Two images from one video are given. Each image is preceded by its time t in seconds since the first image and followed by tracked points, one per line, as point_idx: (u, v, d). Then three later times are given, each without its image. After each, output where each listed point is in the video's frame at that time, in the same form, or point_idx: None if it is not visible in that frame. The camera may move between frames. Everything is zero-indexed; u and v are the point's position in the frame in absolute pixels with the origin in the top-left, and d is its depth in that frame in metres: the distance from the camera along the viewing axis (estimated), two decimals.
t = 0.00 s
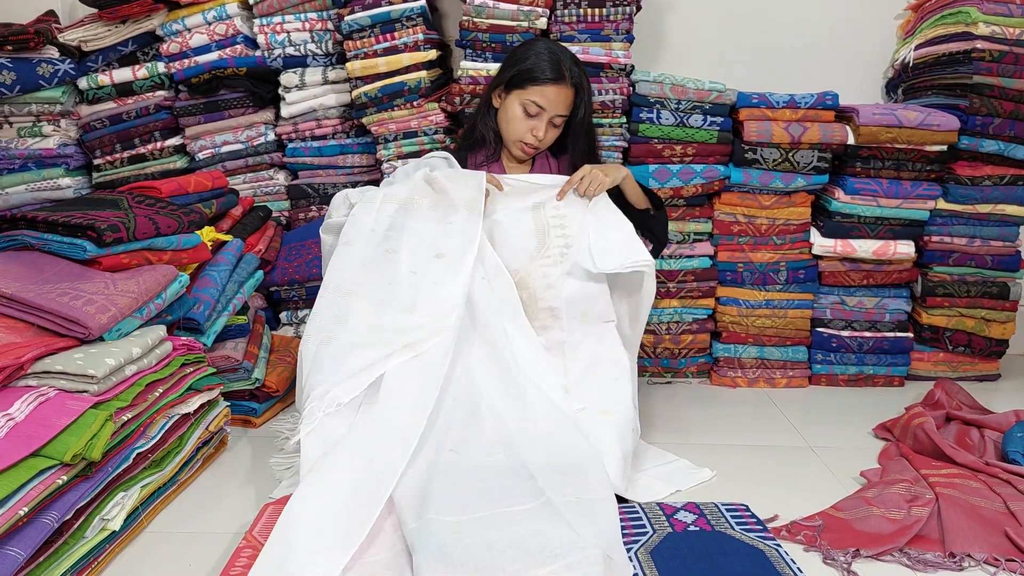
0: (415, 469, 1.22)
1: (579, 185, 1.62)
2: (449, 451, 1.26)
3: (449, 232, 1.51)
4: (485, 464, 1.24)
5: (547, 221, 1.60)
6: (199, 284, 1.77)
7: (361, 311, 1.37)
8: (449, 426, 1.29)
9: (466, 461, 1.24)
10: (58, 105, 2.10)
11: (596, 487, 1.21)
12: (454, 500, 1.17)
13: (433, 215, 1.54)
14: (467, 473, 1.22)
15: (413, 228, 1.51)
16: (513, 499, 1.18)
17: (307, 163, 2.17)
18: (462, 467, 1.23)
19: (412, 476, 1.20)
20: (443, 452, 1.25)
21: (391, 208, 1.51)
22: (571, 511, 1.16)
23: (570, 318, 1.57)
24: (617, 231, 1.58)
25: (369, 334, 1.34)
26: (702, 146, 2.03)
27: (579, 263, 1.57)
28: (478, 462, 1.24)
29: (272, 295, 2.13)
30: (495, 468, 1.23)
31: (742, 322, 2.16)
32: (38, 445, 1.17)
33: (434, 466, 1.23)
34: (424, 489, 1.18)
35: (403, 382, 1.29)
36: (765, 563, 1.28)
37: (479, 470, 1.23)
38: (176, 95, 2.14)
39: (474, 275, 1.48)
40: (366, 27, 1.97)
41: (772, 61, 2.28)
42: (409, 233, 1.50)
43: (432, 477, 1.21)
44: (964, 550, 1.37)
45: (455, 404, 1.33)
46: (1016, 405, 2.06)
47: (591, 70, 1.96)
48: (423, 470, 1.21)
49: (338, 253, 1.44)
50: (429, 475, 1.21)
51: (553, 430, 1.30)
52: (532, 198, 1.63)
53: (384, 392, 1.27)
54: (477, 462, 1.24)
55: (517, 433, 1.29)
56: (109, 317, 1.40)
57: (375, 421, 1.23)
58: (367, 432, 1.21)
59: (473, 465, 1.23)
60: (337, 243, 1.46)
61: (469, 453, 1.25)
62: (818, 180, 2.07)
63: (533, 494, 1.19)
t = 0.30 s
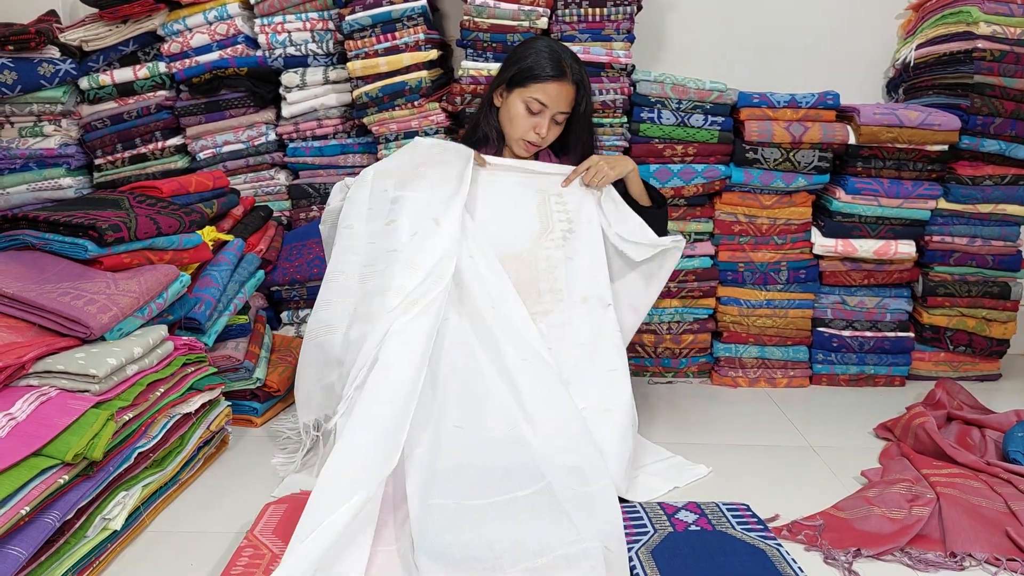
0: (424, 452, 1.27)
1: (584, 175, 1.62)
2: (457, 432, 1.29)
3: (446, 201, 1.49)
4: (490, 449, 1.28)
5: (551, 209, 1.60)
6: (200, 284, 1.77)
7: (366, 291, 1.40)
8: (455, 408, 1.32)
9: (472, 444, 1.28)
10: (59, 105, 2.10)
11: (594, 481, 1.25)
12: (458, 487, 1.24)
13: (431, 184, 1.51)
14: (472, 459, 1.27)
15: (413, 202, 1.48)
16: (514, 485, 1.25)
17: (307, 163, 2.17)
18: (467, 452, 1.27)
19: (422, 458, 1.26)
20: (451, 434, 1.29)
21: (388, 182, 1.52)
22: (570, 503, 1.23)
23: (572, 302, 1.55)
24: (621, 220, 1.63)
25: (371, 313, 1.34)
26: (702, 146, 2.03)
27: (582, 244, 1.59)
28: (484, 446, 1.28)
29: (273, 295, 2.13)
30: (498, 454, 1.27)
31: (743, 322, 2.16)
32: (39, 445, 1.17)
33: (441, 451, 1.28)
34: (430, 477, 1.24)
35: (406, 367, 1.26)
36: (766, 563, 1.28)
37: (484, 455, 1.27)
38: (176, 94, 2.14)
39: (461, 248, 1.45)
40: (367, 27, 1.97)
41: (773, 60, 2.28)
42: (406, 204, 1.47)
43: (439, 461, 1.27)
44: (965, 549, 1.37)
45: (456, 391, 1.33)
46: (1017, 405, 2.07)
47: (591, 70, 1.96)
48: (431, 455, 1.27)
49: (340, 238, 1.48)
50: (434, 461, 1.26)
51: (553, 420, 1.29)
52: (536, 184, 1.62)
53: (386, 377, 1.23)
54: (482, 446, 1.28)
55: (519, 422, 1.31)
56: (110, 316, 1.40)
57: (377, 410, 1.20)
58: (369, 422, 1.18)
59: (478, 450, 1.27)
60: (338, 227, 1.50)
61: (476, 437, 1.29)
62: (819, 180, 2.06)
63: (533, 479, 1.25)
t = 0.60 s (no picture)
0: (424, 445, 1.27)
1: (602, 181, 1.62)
2: (456, 426, 1.29)
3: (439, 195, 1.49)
4: (488, 442, 1.28)
5: (569, 207, 1.61)
6: (200, 284, 1.77)
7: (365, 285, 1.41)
8: (455, 401, 1.32)
9: (472, 438, 1.28)
10: (59, 105, 2.10)
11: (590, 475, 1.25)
12: (458, 480, 1.23)
13: (424, 177, 1.51)
14: (472, 452, 1.27)
15: (408, 195, 1.48)
16: (512, 478, 1.24)
17: (308, 163, 2.17)
18: (466, 446, 1.27)
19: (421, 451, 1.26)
20: (451, 428, 1.29)
21: (381, 177, 1.52)
22: (568, 499, 1.22)
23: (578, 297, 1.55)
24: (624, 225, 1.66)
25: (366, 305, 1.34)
26: (703, 146, 2.03)
27: (593, 240, 1.60)
28: (483, 439, 1.28)
29: (273, 295, 2.13)
30: (497, 448, 1.27)
31: (743, 322, 2.16)
32: (39, 445, 1.17)
33: (441, 444, 1.27)
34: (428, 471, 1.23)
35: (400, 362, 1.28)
36: (766, 563, 1.28)
37: (482, 450, 1.27)
38: (177, 94, 2.14)
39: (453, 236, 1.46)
40: (367, 27, 1.97)
41: (773, 61, 2.28)
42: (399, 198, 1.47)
43: (437, 454, 1.26)
44: (965, 550, 1.37)
45: (456, 385, 1.33)
46: (1017, 405, 2.07)
47: (592, 70, 1.96)
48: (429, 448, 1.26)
49: (340, 236, 1.50)
50: (433, 454, 1.26)
51: (551, 414, 1.29)
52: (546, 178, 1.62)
53: (378, 369, 1.25)
54: (481, 440, 1.28)
55: (519, 416, 1.31)
56: (110, 316, 1.40)
57: (370, 403, 1.22)
58: (362, 416, 1.21)
59: (477, 444, 1.27)
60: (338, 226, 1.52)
61: (475, 431, 1.28)
62: (819, 180, 2.06)
63: (531, 472, 1.25)
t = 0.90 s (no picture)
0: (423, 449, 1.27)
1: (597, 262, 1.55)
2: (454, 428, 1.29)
3: (433, 196, 1.49)
4: (487, 445, 1.27)
5: (563, 208, 1.61)
6: (198, 286, 1.76)
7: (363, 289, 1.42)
8: (453, 404, 1.32)
9: (470, 441, 1.27)
10: (57, 106, 2.10)
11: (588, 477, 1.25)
12: (457, 482, 1.23)
13: (418, 180, 1.51)
14: (470, 454, 1.26)
15: (403, 198, 1.48)
16: (511, 480, 1.24)
17: (306, 164, 2.17)
18: (465, 448, 1.27)
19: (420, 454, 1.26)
20: (449, 430, 1.29)
21: (375, 181, 1.53)
22: (566, 500, 1.22)
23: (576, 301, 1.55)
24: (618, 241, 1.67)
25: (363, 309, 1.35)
26: (701, 148, 2.04)
27: (589, 246, 1.62)
28: (482, 442, 1.28)
29: (272, 296, 2.13)
30: (495, 450, 1.27)
31: (742, 323, 2.16)
32: (37, 448, 1.16)
33: (440, 446, 1.27)
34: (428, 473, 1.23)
35: (395, 366, 1.30)
36: (765, 565, 1.28)
37: (481, 452, 1.26)
38: (175, 96, 2.14)
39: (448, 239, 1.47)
40: (366, 29, 1.97)
41: (771, 63, 2.28)
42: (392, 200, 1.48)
43: (436, 455, 1.26)
44: (964, 552, 1.38)
45: (454, 387, 1.34)
46: (1015, 406, 2.07)
47: (591, 72, 1.97)
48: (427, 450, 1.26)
49: (336, 241, 1.51)
50: (432, 457, 1.26)
51: (549, 417, 1.29)
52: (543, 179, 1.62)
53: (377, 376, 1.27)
54: (478, 442, 1.27)
55: (517, 419, 1.31)
56: (108, 318, 1.40)
57: (367, 408, 1.24)
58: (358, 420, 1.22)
59: (476, 446, 1.27)
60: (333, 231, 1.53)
61: (473, 433, 1.28)
62: (818, 182, 2.07)
63: (529, 473, 1.25)
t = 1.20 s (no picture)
0: (419, 447, 1.27)
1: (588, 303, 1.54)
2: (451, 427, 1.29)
3: (433, 194, 1.49)
4: (482, 444, 1.27)
5: (561, 214, 1.64)
6: (197, 287, 1.77)
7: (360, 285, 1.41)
8: (449, 402, 1.32)
9: (466, 439, 1.28)
10: (56, 108, 2.10)
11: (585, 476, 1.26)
12: (452, 480, 1.23)
13: (417, 176, 1.50)
14: (466, 453, 1.26)
15: (402, 192, 1.47)
16: (507, 479, 1.24)
17: (305, 166, 2.17)
18: (460, 446, 1.27)
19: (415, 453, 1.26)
20: (445, 428, 1.29)
21: (376, 176, 1.52)
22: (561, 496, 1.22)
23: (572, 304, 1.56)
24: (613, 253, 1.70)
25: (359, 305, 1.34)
26: (699, 150, 2.04)
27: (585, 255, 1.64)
28: (477, 440, 1.28)
29: (270, 297, 2.13)
30: (491, 449, 1.27)
31: (740, 325, 2.17)
32: (35, 450, 1.16)
33: (436, 445, 1.27)
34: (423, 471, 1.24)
35: (393, 364, 1.30)
36: (762, 567, 1.29)
37: (477, 451, 1.27)
38: (174, 98, 2.14)
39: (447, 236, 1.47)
40: (365, 31, 1.97)
41: (770, 65, 2.29)
42: (392, 194, 1.46)
43: (432, 454, 1.26)
44: (960, 554, 1.38)
45: (451, 384, 1.34)
46: (1013, 408, 2.07)
47: (589, 74, 1.97)
48: (423, 449, 1.26)
49: (335, 234, 1.51)
50: (428, 455, 1.26)
51: (545, 417, 1.30)
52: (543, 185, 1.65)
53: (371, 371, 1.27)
54: (474, 441, 1.28)
55: (513, 418, 1.31)
56: (107, 320, 1.40)
57: (363, 403, 1.24)
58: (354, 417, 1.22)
59: (471, 445, 1.27)
60: (333, 224, 1.53)
61: (468, 432, 1.28)
62: (815, 185, 2.07)
63: (525, 471, 1.25)
